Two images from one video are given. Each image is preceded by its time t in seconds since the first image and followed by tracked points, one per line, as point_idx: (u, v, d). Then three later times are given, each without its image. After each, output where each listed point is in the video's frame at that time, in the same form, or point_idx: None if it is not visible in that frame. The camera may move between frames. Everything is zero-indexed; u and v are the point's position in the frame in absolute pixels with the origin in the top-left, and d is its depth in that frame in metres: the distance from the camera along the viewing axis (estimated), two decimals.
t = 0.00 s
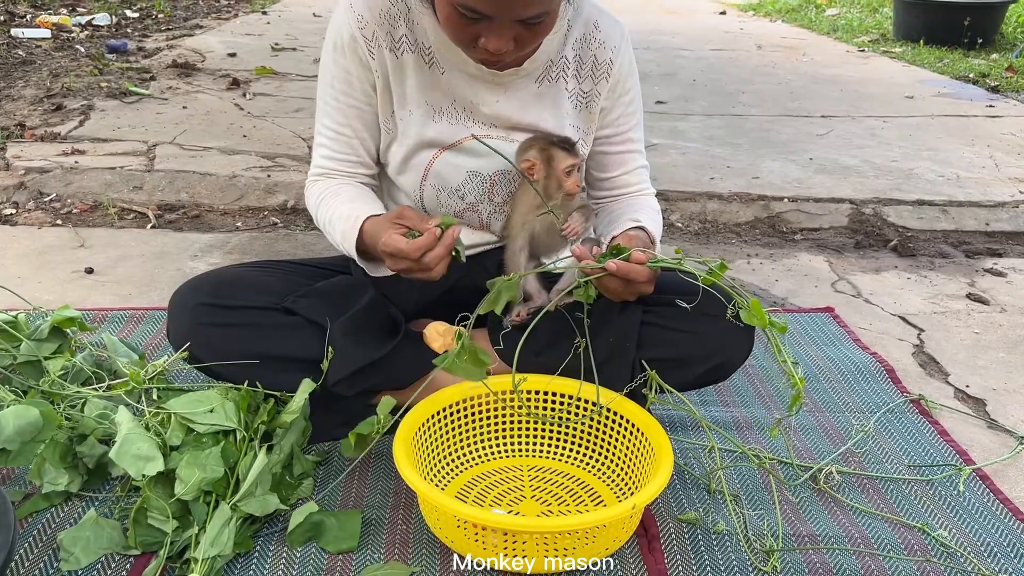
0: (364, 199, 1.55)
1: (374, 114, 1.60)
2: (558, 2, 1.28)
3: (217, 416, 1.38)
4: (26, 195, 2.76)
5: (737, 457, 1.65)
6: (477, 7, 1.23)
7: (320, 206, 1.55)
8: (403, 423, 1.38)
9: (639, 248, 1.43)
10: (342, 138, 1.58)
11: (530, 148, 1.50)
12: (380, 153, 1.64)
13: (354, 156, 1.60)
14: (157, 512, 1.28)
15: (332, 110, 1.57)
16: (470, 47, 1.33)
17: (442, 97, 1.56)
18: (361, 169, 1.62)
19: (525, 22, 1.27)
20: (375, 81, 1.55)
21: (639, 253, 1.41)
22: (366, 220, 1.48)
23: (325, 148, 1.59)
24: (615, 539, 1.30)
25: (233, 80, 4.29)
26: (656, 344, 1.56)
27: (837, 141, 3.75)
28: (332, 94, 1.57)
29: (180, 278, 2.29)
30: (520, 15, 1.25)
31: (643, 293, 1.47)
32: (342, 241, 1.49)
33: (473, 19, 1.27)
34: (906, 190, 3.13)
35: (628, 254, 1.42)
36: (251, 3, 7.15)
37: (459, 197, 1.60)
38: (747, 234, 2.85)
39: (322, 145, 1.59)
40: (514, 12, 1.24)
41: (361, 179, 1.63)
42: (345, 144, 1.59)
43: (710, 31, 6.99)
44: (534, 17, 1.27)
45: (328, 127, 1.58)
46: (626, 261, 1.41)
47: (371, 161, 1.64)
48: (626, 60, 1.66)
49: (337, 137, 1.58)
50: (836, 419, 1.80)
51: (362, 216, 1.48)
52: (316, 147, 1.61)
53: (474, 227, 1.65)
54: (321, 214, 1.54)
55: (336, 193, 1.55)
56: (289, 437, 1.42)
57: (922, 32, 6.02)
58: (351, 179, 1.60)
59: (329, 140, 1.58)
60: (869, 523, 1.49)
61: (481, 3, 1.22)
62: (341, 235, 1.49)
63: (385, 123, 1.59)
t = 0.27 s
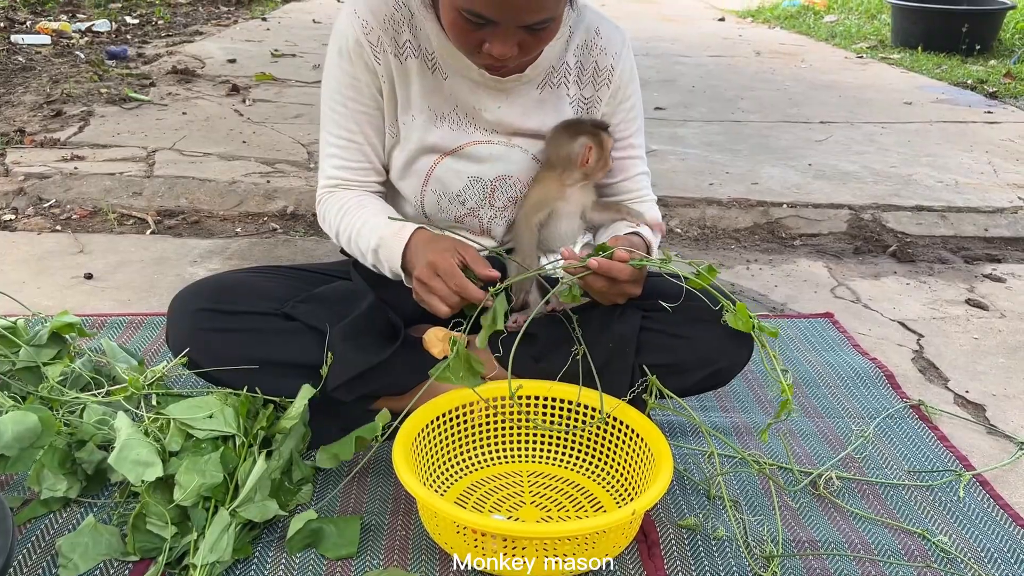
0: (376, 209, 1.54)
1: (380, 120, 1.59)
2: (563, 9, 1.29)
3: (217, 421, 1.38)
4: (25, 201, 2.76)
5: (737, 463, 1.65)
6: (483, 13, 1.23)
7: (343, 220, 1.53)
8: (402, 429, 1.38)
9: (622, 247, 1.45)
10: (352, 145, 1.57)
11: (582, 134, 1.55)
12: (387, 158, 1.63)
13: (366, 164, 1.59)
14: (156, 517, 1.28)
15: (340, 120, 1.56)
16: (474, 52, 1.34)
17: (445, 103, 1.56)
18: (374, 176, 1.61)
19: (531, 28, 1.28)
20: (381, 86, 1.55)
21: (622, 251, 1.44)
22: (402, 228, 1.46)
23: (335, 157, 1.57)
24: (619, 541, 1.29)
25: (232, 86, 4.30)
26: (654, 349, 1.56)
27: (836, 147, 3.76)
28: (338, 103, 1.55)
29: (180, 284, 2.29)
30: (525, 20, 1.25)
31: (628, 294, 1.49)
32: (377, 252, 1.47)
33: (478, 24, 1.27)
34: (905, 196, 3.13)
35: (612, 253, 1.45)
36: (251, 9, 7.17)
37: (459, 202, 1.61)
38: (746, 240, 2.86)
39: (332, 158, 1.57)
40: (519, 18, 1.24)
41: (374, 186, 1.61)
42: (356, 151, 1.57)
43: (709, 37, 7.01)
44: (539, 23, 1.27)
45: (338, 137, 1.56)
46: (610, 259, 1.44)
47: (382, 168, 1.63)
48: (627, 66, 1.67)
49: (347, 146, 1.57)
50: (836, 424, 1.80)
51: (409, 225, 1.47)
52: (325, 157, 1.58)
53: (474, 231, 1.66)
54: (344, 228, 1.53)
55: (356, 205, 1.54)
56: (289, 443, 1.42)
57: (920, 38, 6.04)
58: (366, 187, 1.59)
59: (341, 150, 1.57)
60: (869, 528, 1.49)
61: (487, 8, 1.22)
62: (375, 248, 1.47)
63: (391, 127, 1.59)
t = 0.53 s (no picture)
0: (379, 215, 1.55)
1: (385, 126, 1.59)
2: (569, 15, 1.30)
3: (216, 427, 1.38)
4: (25, 207, 2.77)
5: (736, 469, 1.65)
6: (492, 17, 1.24)
7: (345, 227, 1.54)
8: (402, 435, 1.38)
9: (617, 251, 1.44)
10: (355, 150, 1.57)
11: (613, 143, 1.56)
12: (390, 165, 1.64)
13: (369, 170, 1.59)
14: (156, 524, 1.28)
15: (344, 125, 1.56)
16: (481, 56, 1.34)
17: (449, 109, 1.57)
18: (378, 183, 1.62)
19: (538, 33, 1.28)
20: (385, 90, 1.56)
21: (618, 255, 1.42)
22: (403, 240, 1.47)
23: (339, 163, 1.58)
24: (617, 547, 1.29)
25: (232, 92, 4.30)
26: (655, 356, 1.56)
27: (835, 154, 3.77)
28: (342, 108, 1.56)
29: (179, 290, 2.29)
30: (533, 26, 1.25)
31: (626, 298, 1.48)
32: (378, 262, 1.47)
33: (486, 29, 1.28)
34: (904, 202, 3.14)
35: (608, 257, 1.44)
36: (251, 16, 7.19)
37: (461, 209, 1.61)
38: (745, 246, 2.86)
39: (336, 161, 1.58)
40: (528, 23, 1.25)
41: (376, 193, 1.62)
42: (360, 157, 1.58)
43: (708, 44, 7.03)
44: (547, 28, 1.28)
45: (342, 142, 1.57)
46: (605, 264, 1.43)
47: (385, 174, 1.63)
48: (630, 73, 1.67)
49: (350, 151, 1.57)
50: (836, 431, 1.80)
51: (409, 237, 1.47)
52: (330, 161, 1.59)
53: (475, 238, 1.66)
54: (346, 235, 1.53)
55: (360, 213, 1.54)
56: (288, 449, 1.42)
57: (919, 45, 6.06)
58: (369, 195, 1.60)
59: (344, 156, 1.57)
60: (869, 535, 1.48)
61: (496, 13, 1.23)
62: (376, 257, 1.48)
63: (394, 132, 1.59)
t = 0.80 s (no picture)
0: (363, 218, 1.55)
1: (377, 130, 1.60)
2: (565, 20, 1.30)
3: (216, 433, 1.38)
4: (26, 214, 2.77)
5: (736, 475, 1.65)
6: (488, 21, 1.25)
7: (327, 227, 1.55)
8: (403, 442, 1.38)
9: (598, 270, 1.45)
10: (345, 154, 1.58)
11: (636, 148, 1.58)
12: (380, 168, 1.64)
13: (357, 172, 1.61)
14: (155, 529, 1.28)
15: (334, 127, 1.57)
16: (477, 60, 1.35)
17: (446, 115, 1.58)
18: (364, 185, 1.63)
19: (533, 38, 1.29)
20: (380, 96, 1.56)
21: (598, 275, 1.43)
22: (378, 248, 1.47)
23: (327, 163, 1.59)
24: (618, 548, 1.27)
25: (233, 99, 4.31)
26: (655, 361, 1.56)
27: (834, 160, 3.78)
28: (334, 111, 1.57)
29: (180, 296, 2.29)
30: (529, 30, 1.26)
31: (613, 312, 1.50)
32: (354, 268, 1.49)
33: (482, 32, 1.28)
34: (903, 208, 3.14)
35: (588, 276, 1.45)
36: (251, 22, 7.21)
37: (460, 214, 1.61)
38: (745, 252, 2.86)
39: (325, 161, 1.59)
40: (524, 27, 1.25)
41: (363, 195, 1.63)
42: (347, 160, 1.59)
43: (707, 51, 7.04)
44: (542, 32, 1.28)
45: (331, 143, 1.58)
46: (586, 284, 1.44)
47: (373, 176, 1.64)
48: (629, 78, 1.67)
49: (339, 154, 1.58)
50: (835, 436, 1.80)
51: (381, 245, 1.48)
52: (319, 163, 1.60)
53: (474, 244, 1.66)
54: (327, 235, 1.55)
55: (342, 214, 1.56)
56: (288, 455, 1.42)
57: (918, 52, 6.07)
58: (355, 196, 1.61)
59: (332, 157, 1.58)
60: (869, 541, 1.48)
61: (491, 16, 1.24)
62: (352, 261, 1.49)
63: (388, 138, 1.59)
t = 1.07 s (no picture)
0: (343, 218, 1.56)
1: (362, 132, 1.60)
2: (548, 19, 1.31)
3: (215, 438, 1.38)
4: (26, 219, 2.77)
5: (735, 480, 1.65)
6: (470, 14, 1.25)
7: (298, 220, 1.57)
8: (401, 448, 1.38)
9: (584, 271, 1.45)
10: (329, 154, 1.59)
11: (626, 151, 1.60)
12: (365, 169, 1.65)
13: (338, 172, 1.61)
14: (154, 535, 1.27)
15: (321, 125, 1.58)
16: (459, 56, 1.35)
17: (441, 119, 1.58)
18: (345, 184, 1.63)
19: (514, 34, 1.29)
20: (370, 100, 1.56)
21: (584, 276, 1.43)
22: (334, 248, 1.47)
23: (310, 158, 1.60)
24: (617, 551, 1.27)
25: (233, 104, 4.32)
26: (654, 365, 1.56)
27: (833, 165, 3.78)
28: (322, 110, 1.58)
29: (179, 301, 2.29)
30: (510, 25, 1.26)
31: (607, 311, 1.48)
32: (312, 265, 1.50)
33: (465, 26, 1.29)
34: (902, 214, 3.15)
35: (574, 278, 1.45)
36: (251, 28, 7.23)
37: (456, 218, 1.62)
38: (744, 257, 2.87)
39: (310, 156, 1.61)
40: (505, 22, 1.26)
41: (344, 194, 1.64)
42: (330, 159, 1.59)
43: (707, 56, 7.05)
44: (524, 29, 1.28)
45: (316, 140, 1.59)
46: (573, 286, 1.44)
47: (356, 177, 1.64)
48: (624, 79, 1.67)
49: (322, 152, 1.59)
50: (834, 441, 1.80)
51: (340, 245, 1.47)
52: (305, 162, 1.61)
53: (471, 248, 1.67)
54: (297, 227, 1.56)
55: (314, 210, 1.56)
56: (286, 461, 1.43)
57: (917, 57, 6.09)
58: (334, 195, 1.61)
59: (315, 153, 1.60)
60: (868, 546, 1.48)
61: (473, 9, 1.24)
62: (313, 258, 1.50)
63: (379, 143, 1.59)
